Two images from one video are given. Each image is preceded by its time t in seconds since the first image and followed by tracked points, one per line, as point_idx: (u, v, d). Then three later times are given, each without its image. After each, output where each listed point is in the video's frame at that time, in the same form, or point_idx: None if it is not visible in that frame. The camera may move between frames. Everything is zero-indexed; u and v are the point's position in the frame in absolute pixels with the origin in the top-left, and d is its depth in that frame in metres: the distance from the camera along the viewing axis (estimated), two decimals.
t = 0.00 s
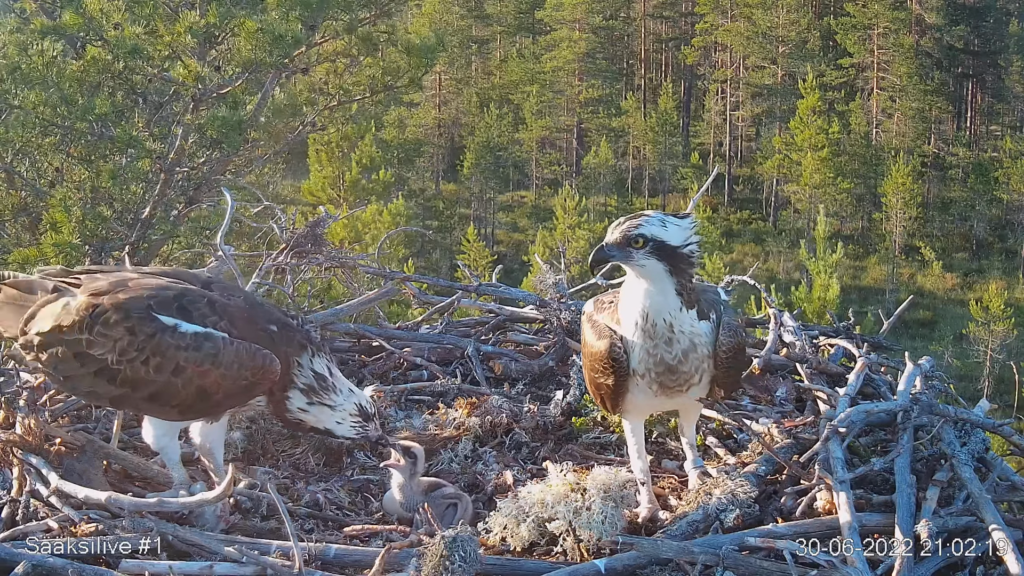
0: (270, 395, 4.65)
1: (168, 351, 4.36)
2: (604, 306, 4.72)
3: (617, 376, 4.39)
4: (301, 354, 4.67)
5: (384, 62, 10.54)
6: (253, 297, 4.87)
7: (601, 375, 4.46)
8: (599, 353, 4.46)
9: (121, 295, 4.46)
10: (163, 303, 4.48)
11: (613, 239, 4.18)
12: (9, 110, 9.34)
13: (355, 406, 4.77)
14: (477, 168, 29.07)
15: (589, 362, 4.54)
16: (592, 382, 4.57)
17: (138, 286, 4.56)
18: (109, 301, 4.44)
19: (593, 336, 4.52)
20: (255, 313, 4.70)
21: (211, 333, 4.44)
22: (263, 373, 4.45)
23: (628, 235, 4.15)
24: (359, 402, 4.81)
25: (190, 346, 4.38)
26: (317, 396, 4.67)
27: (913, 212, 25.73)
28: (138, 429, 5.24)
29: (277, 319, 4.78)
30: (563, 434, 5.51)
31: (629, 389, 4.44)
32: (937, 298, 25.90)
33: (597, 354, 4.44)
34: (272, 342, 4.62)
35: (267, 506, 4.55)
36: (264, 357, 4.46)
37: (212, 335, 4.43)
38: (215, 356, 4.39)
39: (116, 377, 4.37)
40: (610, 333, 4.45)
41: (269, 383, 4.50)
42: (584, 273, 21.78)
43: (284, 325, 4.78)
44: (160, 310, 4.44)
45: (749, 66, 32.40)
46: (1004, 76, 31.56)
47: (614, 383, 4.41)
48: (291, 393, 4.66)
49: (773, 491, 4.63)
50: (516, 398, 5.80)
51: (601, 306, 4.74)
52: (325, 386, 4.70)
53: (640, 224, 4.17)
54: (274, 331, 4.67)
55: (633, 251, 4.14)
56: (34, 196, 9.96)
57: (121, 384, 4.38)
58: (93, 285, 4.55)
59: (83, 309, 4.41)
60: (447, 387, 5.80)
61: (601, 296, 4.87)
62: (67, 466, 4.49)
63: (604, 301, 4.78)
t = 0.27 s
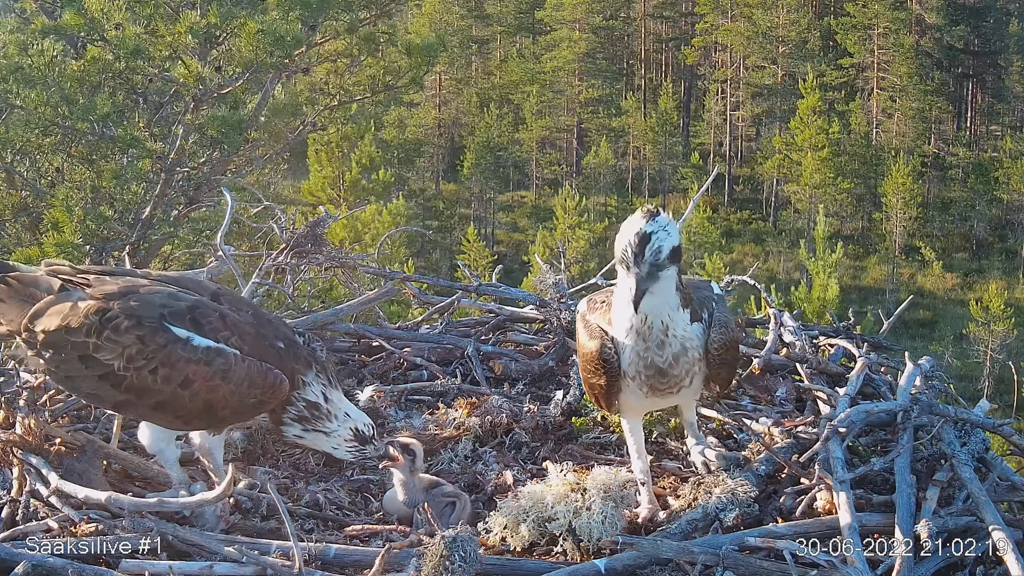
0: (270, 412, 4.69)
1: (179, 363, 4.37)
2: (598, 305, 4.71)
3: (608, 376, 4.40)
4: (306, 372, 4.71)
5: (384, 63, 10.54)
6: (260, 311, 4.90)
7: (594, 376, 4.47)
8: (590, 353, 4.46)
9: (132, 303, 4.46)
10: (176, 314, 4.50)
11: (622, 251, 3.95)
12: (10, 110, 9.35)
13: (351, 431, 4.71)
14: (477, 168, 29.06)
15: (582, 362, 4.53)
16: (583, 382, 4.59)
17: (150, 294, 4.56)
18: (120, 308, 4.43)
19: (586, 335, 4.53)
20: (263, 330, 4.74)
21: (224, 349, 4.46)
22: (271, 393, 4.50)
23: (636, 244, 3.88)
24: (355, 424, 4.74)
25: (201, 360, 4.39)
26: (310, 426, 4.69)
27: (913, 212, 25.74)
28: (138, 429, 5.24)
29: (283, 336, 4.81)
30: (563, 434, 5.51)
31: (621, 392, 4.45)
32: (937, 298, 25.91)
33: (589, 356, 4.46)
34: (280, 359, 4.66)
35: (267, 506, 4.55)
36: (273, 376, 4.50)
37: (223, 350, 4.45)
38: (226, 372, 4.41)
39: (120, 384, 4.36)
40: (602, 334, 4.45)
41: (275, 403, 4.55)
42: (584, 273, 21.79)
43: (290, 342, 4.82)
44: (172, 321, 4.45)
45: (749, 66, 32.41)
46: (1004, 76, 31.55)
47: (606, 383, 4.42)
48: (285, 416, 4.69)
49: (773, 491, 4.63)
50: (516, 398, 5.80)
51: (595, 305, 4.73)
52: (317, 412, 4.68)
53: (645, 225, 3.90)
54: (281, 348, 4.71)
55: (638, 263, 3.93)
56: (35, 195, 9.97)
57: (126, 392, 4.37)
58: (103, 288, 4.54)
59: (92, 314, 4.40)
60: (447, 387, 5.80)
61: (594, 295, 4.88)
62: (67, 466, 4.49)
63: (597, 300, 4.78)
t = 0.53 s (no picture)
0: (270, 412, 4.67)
1: (180, 361, 4.37)
2: (598, 304, 4.73)
3: (607, 376, 4.41)
4: (308, 371, 4.71)
5: (384, 62, 10.54)
6: (263, 311, 4.90)
7: (594, 375, 4.48)
8: (590, 352, 4.48)
9: (135, 302, 4.46)
10: (178, 313, 4.51)
11: (648, 313, 4.07)
12: (9, 110, 9.35)
13: (350, 427, 4.70)
14: (477, 168, 29.06)
15: (583, 362, 4.55)
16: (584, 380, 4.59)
17: (152, 292, 4.57)
18: (123, 307, 4.43)
19: (587, 337, 4.56)
20: (264, 329, 4.74)
21: (225, 346, 4.46)
22: (272, 391, 4.49)
23: (665, 307, 4.03)
24: (355, 420, 4.73)
25: (203, 357, 4.39)
26: (310, 421, 4.67)
27: (913, 212, 25.74)
28: (138, 429, 5.24)
29: (286, 335, 4.81)
30: (563, 434, 5.51)
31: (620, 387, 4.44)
32: (937, 298, 25.91)
33: (589, 356, 4.48)
34: (282, 357, 4.66)
35: (267, 506, 4.55)
36: (275, 374, 4.50)
37: (225, 348, 4.45)
38: (227, 369, 4.40)
39: (122, 382, 4.36)
40: (602, 335, 4.48)
41: (277, 402, 4.54)
42: (584, 273, 21.79)
43: (292, 341, 4.81)
44: (174, 320, 4.46)
45: (748, 66, 32.43)
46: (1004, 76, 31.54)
47: (605, 383, 4.43)
48: (286, 415, 4.67)
49: (773, 492, 4.63)
50: (516, 398, 5.80)
51: (595, 304, 4.75)
52: (317, 409, 4.66)
53: (663, 282, 4.04)
54: (283, 347, 4.71)
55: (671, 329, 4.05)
56: (35, 195, 9.97)
57: (128, 391, 4.36)
58: (105, 287, 4.54)
59: (95, 312, 4.39)
60: (447, 387, 5.80)
61: (595, 294, 4.90)
62: (67, 466, 4.49)
63: (599, 298, 4.78)
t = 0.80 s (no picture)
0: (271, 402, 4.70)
1: (179, 357, 4.36)
2: (597, 302, 4.76)
3: (610, 374, 4.45)
4: (308, 356, 4.78)
5: (383, 61, 10.53)
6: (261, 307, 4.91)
7: (594, 372, 4.52)
8: (592, 351, 4.51)
9: (133, 299, 4.47)
10: (175, 309, 4.51)
11: (674, 358, 3.97)
12: (9, 110, 9.35)
13: (351, 402, 4.81)
14: (477, 167, 29.05)
15: (583, 360, 4.58)
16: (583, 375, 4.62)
17: (150, 290, 4.57)
18: (120, 305, 4.42)
19: (587, 335, 4.57)
20: (261, 323, 4.75)
21: (223, 340, 4.45)
22: (272, 383, 4.50)
23: (690, 356, 3.94)
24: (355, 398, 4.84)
25: (201, 351, 4.38)
26: (312, 392, 4.71)
27: (913, 212, 25.75)
28: (137, 429, 5.24)
29: (284, 329, 4.83)
30: (562, 434, 5.51)
31: (623, 381, 4.47)
32: (937, 298, 25.91)
33: (590, 352, 4.51)
34: (281, 349, 4.67)
35: (267, 506, 4.55)
36: (273, 364, 4.50)
37: (223, 342, 4.44)
38: (225, 363, 4.40)
39: (122, 380, 4.37)
40: (604, 331, 4.50)
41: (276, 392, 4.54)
42: (584, 273, 21.79)
43: (291, 334, 4.83)
44: (172, 317, 4.46)
45: (749, 67, 32.43)
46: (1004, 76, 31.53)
47: (607, 381, 4.47)
48: (285, 393, 4.68)
49: (773, 491, 4.62)
50: (516, 398, 5.80)
51: (593, 303, 4.77)
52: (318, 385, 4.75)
53: (682, 326, 4.00)
54: (281, 339, 4.73)
55: (696, 373, 3.95)
56: (34, 196, 9.96)
57: (128, 389, 4.38)
58: (103, 287, 4.56)
59: (90, 311, 4.39)
60: (447, 387, 5.80)
61: (592, 292, 4.92)
62: (67, 466, 4.49)
63: (595, 296, 4.80)
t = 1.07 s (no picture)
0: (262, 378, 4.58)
1: (160, 348, 4.34)
2: (601, 305, 4.78)
3: (614, 372, 4.41)
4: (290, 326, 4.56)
5: (383, 61, 10.53)
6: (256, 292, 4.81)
7: (600, 371, 4.47)
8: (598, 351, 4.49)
9: (120, 295, 4.50)
10: (157, 300, 4.50)
11: (691, 407, 4.04)
12: (8, 110, 9.35)
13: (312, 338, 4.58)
14: (477, 167, 29.05)
15: (589, 357, 4.54)
16: (587, 374, 4.58)
17: (137, 286, 4.61)
18: (107, 302, 4.48)
19: (597, 334, 4.55)
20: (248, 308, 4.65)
21: (201, 327, 4.39)
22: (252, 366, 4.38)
23: (708, 406, 4.04)
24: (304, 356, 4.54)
25: (180, 340, 4.34)
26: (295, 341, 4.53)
27: (913, 212, 25.76)
28: (137, 429, 5.24)
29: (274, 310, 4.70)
30: (563, 434, 5.50)
31: (631, 384, 4.45)
32: (937, 298, 25.91)
33: (600, 351, 4.46)
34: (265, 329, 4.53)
35: (267, 506, 4.55)
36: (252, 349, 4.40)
37: (200, 329, 4.38)
38: (204, 350, 4.34)
39: (111, 375, 4.40)
40: (614, 331, 4.48)
41: (258, 375, 4.42)
42: (584, 273, 21.79)
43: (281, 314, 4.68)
44: (153, 308, 4.45)
45: (748, 66, 32.45)
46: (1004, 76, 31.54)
47: (610, 380, 4.44)
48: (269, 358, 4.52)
49: (773, 491, 4.62)
50: (516, 398, 5.79)
51: (598, 306, 4.79)
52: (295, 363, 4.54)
53: (699, 377, 4.03)
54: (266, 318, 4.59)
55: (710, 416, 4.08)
56: (34, 196, 9.96)
57: (116, 382, 4.40)
58: (98, 286, 4.64)
59: (82, 311, 4.48)
60: (447, 387, 5.80)
61: (596, 293, 4.95)
62: (67, 466, 4.49)
63: (601, 299, 4.83)
